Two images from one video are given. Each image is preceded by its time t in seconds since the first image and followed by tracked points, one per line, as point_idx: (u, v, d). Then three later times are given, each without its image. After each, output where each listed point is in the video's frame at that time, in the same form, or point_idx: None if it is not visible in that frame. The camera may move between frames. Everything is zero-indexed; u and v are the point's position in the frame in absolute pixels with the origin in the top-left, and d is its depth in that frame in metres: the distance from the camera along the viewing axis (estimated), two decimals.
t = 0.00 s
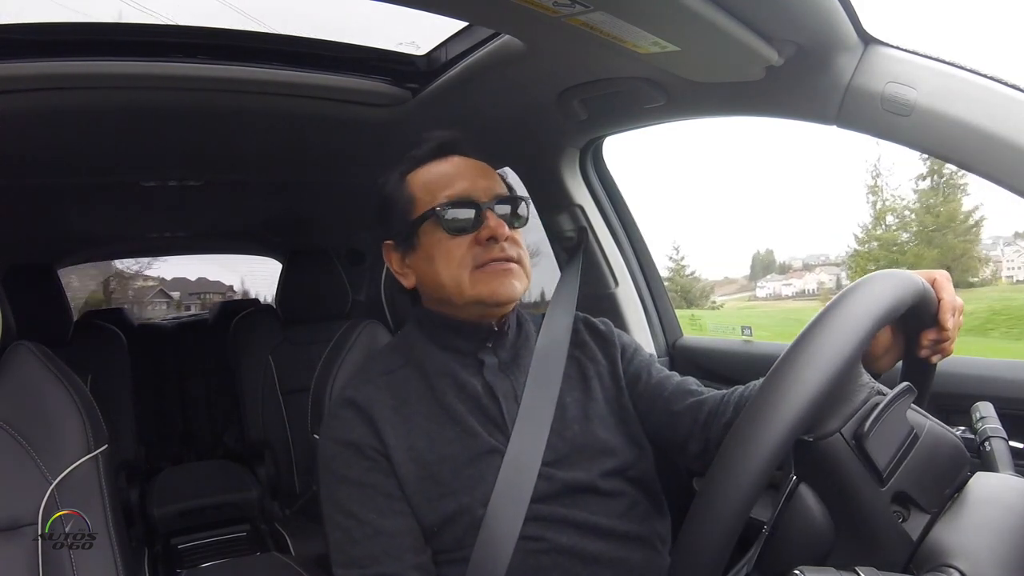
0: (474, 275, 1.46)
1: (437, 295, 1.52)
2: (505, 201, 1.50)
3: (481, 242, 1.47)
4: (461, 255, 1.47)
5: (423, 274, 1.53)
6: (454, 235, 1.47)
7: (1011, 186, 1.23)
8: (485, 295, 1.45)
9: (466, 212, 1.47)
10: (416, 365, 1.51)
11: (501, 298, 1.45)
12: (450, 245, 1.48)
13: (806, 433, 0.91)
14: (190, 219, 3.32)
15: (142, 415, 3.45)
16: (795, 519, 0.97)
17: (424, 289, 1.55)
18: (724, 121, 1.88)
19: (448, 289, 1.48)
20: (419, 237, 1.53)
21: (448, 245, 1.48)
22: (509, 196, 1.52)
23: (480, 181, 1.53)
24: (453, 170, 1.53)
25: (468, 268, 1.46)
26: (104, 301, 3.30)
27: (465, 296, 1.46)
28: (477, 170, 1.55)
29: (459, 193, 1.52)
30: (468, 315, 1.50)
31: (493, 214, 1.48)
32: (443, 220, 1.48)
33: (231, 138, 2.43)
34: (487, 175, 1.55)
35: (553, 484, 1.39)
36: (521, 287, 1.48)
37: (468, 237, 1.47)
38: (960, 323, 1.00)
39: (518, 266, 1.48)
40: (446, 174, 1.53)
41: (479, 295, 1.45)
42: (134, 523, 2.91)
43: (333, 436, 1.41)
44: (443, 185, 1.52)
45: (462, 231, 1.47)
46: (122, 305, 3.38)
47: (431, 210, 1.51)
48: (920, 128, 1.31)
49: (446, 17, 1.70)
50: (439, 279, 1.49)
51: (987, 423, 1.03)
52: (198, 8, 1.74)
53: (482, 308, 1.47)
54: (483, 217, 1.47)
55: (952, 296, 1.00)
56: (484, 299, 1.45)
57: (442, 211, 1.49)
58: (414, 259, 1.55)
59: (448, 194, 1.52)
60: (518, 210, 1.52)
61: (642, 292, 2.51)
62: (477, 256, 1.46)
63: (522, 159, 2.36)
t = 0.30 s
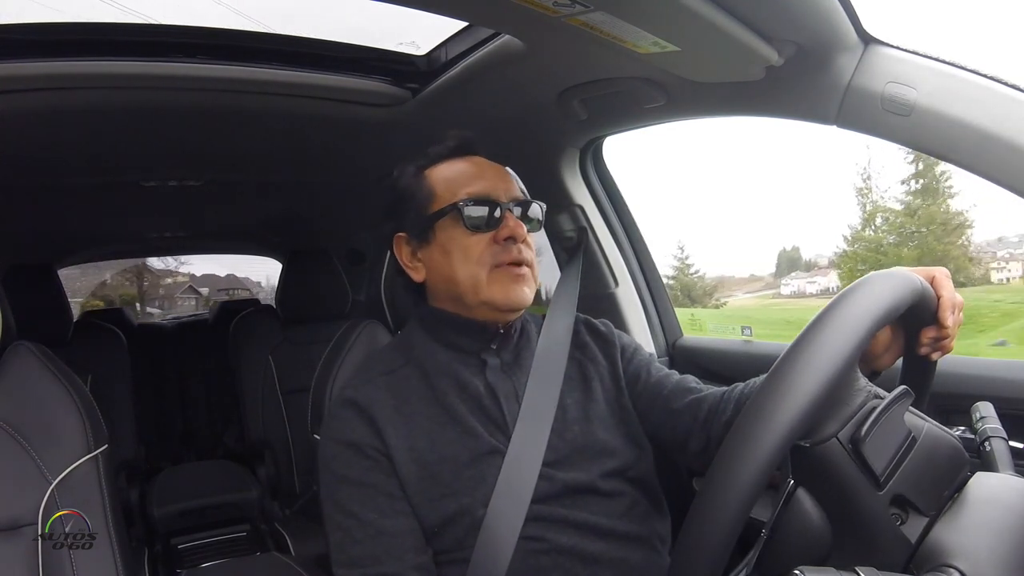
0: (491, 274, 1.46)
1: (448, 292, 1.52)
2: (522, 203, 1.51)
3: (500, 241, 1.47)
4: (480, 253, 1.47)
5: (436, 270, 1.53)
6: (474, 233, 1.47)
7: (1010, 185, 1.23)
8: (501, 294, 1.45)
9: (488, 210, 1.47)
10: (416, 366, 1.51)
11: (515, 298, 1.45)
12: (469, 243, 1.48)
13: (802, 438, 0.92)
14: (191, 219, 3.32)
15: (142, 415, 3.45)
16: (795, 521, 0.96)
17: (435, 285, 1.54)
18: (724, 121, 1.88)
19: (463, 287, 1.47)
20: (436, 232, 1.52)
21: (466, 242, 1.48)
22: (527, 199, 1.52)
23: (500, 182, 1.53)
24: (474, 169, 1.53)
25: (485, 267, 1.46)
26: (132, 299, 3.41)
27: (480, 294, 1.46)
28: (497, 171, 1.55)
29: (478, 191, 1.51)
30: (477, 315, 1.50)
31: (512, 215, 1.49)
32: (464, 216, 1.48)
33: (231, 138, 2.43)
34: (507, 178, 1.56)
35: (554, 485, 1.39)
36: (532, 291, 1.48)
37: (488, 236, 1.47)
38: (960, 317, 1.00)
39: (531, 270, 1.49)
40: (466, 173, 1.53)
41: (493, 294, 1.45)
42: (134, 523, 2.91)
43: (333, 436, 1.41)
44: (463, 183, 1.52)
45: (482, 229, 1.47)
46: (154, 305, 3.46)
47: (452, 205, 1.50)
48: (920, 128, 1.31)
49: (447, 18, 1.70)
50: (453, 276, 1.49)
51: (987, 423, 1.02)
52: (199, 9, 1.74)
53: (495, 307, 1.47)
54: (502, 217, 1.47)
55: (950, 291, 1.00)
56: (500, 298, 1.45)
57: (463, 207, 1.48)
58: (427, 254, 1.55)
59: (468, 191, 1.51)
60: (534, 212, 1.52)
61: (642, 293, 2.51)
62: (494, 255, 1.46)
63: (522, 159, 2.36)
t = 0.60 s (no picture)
0: (490, 273, 1.46)
1: (448, 291, 1.52)
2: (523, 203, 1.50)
3: (500, 241, 1.47)
4: (480, 253, 1.47)
5: (437, 270, 1.52)
6: (474, 232, 1.47)
7: (1008, 185, 1.23)
8: (501, 293, 1.45)
9: (490, 209, 1.46)
10: (416, 366, 1.51)
11: (516, 297, 1.45)
12: (469, 242, 1.48)
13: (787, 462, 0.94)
14: (191, 219, 3.32)
15: (142, 415, 3.45)
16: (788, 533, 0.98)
17: (435, 284, 1.54)
18: (724, 121, 1.88)
19: (463, 285, 1.48)
20: (437, 231, 1.52)
21: (466, 241, 1.48)
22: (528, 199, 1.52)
23: (501, 182, 1.53)
24: (476, 169, 1.53)
25: (485, 266, 1.46)
26: (161, 296, 3.43)
27: (480, 293, 1.46)
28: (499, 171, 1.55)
29: (479, 191, 1.51)
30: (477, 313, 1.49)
31: (513, 215, 1.48)
32: (464, 215, 1.48)
33: (231, 138, 2.43)
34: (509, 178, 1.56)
35: (554, 485, 1.39)
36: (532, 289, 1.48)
37: (488, 235, 1.47)
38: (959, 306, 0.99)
39: (531, 269, 1.48)
40: (466, 173, 1.53)
41: (494, 293, 1.45)
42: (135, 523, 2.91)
43: (333, 437, 1.41)
44: (465, 182, 1.52)
45: (483, 229, 1.46)
46: (182, 300, 3.50)
47: (452, 205, 1.50)
48: (920, 129, 1.31)
49: (447, 18, 1.70)
50: (453, 274, 1.49)
51: (987, 423, 1.02)
52: (200, 8, 1.74)
53: (496, 305, 1.47)
54: (503, 217, 1.47)
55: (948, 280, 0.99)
56: (500, 297, 1.45)
57: (464, 207, 1.48)
58: (428, 253, 1.54)
59: (469, 191, 1.51)
60: (532, 212, 1.50)
61: (642, 293, 2.51)
62: (494, 255, 1.46)
63: (522, 159, 2.36)
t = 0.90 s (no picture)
0: (485, 270, 1.46)
1: (444, 291, 1.51)
2: (515, 201, 1.51)
3: (493, 237, 1.47)
4: (473, 250, 1.47)
5: (432, 270, 1.52)
6: (466, 230, 1.48)
7: (1008, 184, 1.23)
8: (496, 290, 1.45)
9: (481, 205, 1.47)
10: (416, 366, 1.51)
11: (511, 293, 1.45)
12: (462, 239, 1.48)
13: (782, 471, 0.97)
14: (190, 219, 3.31)
15: (142, 415, 3.45)
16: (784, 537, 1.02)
17: (431, 285, 1.54)
18: (724, 121, 1.89)
19: (458, 284, 1.47)
20: (430, 230, 1.52)
21: (459, 239, 1.48)
22: (519, 196, 1.53)
23: (492, 179, 1.54)
24: (466, 167, 1.54)
25: (479, 264, 1.46)
26: (185, 297, 3.50)
27: (475, 291, 1.46)
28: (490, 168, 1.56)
29: (470, 188, 1.52)
30: (474, 312, 1.49)
31: (505, 210, 1.49)
32: (456, 214, 1.48)
33: (231, 138, 2.43)
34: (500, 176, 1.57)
35: (554, 485, 1.39)
36: (527, 286, 1.48)
37: (481, 231, 1.47)
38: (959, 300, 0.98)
39: (526, 264, 1.49)
40: (457, 172, 1.54)
41: (489, 291, 1.45)
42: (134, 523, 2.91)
43: (333, 437, 1.41)
44: (456, 180, 1.53)
45: (475, 225, 1.47)
46: (203, 298, 3.58)
47: (443, 204, 1.50)
48: (920, 129, 1.31)
49: (447, 18, 1.70)
50: (448, 273, 1.49)
51: (987, 423, 1.02)
52: (201, 9, 1.74)
53: (491, 304, 1.47)
54: (495, 214, 1.48)
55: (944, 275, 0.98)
56: (495, 294, 1.45)
57: (455, 205, 1.49)
58: (422, 254, 1.54)
59: (461, 188, 1.52)
60: (526, 211, 1.53)
61: (642, 292, 2.50)
62: (488, 251, 1.46)
63: (522, 159, 2.36)
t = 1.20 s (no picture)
0: (484, 274, 1.46)
1: (444, 295, 1.52)
2: (514, 202, 1.50)
3: (492, 241, 1.47)
4: (472, 254, 1.46)
5: (431, 274, 1.52)
6: (464, 234, 1.47)
7: (1008, 184, 1.23)
8: (496, 293, 1.45)
9: (479, 208, 1.47)
10: (416, 365, 1.51)
11: (510, 297, 1.45)
12: (461, 243, 1.48)
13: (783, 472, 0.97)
14: (191, 219, 3.31)
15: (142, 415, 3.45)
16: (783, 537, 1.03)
17: (431, 289, 1.55)
18: (724, 121, 1.88)
19: (458, 288, 1.47)
20: (428, 235, 1.52)
21: (457, 245, 1.48)
22: (518, 197, 1.52)
23: (489, 180, 1.53)
24: (463, 169, 1.54)
25: (478, 268, 1.46)
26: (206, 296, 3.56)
27: (475, 295, 1.46)
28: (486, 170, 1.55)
29: (467, 190, 1.51)
30: (475, 316, 1.49)
31: (503, 212, 1.48)
32: (453, 219, 1.48)
33: (231, 138, 2.43)
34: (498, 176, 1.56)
35: (554, 484, 1.38)
36: (527, 289, 1.48)
37: (479, 235, 1.47)
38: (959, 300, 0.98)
39: (524, 267, 1.48)
40: (454, 175, 1.53)
41: (488, 294, 1.45)
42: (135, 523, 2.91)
43: (333, 437, 1.41)
44: (453, 183, 1.52)
45: (473, 229, 1.47)
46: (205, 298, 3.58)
47: (440, 209, 1.50)
48: (920, 129, 1.31)
49: (447, 18, 1.70)
50: (448, 278, 1.49)
51: (987, 423, 1.02)
52: (201, 9, 1.74)
53: (492, 308, 1.47)
54: (493, 217, 1.47)
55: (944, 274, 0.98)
56: (495, 298, 1.45)
57: (452, 210, 1.48)
58: (422, 258, 1.55)
59: (456, 192, 1.51)
60: (526, 212, 1.52)
61: (642, 292, 2.50)
62: (486, 255, 1.46)
63: (522, 158, 2.36)
